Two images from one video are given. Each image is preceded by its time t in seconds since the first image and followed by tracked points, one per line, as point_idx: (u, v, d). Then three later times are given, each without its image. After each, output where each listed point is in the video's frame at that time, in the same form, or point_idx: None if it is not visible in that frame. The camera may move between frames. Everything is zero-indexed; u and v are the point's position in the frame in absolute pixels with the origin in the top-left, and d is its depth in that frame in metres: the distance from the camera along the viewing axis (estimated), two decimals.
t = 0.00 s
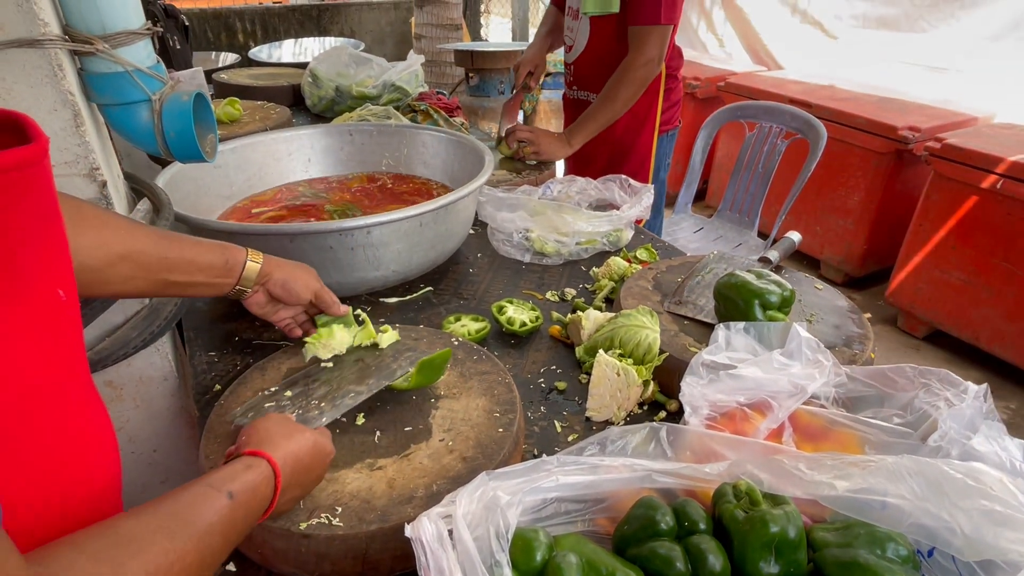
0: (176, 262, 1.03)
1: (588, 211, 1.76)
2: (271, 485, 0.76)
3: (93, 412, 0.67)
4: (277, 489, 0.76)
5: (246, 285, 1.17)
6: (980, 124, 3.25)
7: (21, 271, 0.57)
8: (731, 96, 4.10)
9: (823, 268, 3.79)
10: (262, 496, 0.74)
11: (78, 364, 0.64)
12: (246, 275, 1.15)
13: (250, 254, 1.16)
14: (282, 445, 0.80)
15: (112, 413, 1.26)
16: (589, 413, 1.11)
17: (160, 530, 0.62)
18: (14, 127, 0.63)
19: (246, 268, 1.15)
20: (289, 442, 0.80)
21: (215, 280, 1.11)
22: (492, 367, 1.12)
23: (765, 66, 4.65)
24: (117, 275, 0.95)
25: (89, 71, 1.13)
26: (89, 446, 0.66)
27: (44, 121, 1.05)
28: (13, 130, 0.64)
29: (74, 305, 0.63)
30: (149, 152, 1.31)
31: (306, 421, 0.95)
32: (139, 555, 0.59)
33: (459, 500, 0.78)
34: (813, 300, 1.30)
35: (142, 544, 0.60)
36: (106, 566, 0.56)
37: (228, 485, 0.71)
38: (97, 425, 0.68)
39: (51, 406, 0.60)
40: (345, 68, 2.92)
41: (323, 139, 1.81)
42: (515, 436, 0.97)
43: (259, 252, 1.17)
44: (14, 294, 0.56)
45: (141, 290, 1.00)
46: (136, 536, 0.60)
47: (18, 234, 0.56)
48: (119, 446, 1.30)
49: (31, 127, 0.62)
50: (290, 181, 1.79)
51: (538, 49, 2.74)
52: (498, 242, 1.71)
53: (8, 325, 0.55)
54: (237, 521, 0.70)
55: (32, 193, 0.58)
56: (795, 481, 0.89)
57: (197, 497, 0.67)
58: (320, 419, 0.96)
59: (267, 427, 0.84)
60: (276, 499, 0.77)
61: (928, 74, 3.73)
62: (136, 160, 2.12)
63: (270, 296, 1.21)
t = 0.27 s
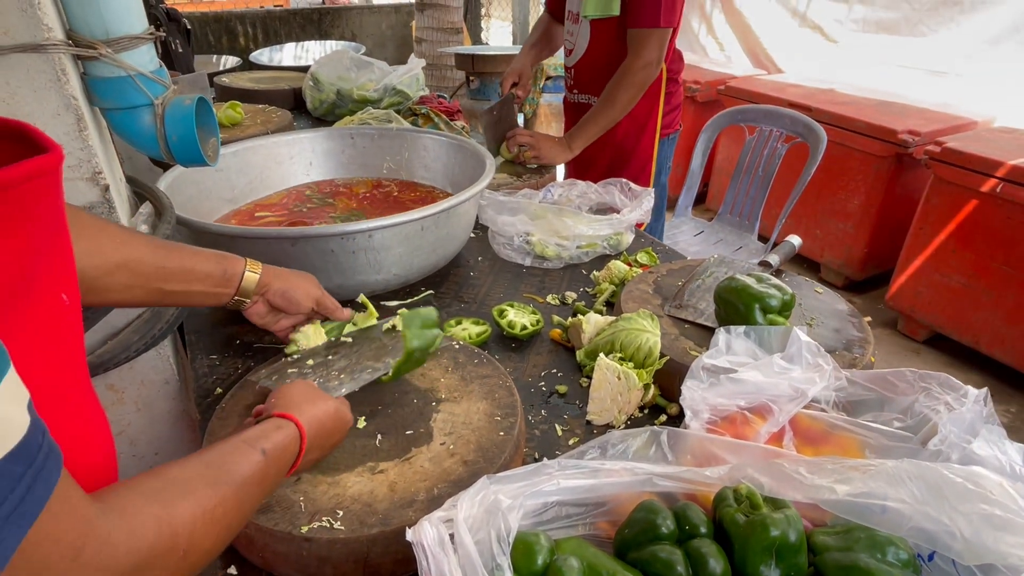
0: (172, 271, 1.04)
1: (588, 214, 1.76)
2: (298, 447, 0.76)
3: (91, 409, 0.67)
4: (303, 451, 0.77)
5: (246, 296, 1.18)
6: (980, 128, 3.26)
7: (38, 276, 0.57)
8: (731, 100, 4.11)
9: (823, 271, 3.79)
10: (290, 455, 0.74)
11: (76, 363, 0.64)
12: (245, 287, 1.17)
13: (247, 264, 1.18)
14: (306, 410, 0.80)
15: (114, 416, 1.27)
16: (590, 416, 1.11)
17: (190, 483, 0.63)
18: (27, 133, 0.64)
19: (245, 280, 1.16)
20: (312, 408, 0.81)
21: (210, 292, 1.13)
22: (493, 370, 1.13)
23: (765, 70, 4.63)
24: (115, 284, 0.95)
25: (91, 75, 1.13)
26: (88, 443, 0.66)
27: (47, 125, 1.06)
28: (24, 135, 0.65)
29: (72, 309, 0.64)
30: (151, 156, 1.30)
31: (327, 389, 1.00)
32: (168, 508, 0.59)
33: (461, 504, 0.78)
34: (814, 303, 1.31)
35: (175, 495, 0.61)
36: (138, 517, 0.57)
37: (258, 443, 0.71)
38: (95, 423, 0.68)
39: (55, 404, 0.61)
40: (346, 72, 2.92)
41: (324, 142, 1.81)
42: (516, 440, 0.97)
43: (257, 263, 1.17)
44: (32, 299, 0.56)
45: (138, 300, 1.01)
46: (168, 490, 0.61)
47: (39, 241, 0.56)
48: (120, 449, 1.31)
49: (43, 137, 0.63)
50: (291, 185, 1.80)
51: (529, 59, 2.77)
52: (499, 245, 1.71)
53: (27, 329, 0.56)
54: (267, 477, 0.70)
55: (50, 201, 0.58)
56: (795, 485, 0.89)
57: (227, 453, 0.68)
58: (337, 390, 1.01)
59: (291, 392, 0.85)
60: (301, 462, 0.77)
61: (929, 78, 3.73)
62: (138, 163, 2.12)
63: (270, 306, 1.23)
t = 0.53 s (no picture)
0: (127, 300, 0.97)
1: (589, 218, 1.76)
2: (309, 472, 0.74)
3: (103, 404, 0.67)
4: (315, 476, 0.75)
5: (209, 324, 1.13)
6: (979, 131, 3.26)
7: (32, 267, 0.57)
8: (731, 103, 4.12)
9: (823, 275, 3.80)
10: (301, 481, 0.73)
11: (87, 359, 0.65)
12: (205, 316, 1.11)
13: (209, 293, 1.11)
14: (321, 430, 0.78)
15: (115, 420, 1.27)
16: (591, 420, 1.11)
17: (199, 506, 0.61)
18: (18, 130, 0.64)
19: (206, 310, 1.10)
20: (328, 428, 0.79)
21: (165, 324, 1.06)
22: (494, 374, 1.13)
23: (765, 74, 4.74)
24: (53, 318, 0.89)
25: (95, 80, 1.14)
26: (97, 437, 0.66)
27: (50, 130, 1.06)
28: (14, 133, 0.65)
29: (83, 305, 0.64)
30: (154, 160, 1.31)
31: (339, 398, 0.91)
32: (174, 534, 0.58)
33: (463, 507, 0.79)
34: (813, 307, 1.31)
35: (179, 520, 0.59)
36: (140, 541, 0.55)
37: (270, 466, 0.70)
38: (107, 418, 0.68)
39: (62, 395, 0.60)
40: (347, 76, 2.93)
41: (325, 146, 1.82)
42: (516, 444, 0.97)
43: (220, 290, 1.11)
44: (24, 288, 0.56)
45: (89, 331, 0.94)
46: (175, 513, 0.59)
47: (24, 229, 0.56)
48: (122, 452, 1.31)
49: (32, 133, 0.63)
50: (292, 188, 1.80)
51: (546, 62, 2.74)
52: (499, 249, 1.72)
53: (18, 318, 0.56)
54: (276, 503, 0.69)
55: (32, 189, 0.58)
56: (795, 489, 0.89)
57: (238, 476, 0.67)
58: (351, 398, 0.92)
59: (308, 405, 0.83)
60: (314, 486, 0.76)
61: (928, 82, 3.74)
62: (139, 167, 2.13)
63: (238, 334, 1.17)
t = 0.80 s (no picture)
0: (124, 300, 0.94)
1: (589, 221, 1.77)
2: (291, 490, 0.70)
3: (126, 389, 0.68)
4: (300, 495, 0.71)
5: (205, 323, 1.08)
6: (978, 134, 3.27)
7: (55, 249, 0.58)
8: (731, 106, 4.12)
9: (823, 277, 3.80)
10: (281, 499, 0.68)
11: (110, 343, 0.65)
12: (201, 314, 1.07)
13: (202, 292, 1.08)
14: (310, 445, 0.75)
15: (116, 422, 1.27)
16: (591, 422, 1.11)
17: (172, 517, 0.57)
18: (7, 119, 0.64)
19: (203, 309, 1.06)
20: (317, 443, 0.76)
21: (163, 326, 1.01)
22: (495, 377, 1.13)
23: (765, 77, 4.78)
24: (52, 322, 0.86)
25: (97, 84, 1.14)
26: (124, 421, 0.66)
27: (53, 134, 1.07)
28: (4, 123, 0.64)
29: (99, 293, 0.65)
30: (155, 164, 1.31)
31: (335, 413, 0.98)
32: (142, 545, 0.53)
33: (463, 509, 0.79)
34: (813, 310, 1.31)
35: (133, 538, 0.53)
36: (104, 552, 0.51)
37: (253, 479, 0.66)
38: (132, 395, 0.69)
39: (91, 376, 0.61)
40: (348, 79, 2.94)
41: (326, 149, 1.83)
42: (517, 446, 0.97)
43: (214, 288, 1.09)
44: (50, 269, 0.57)
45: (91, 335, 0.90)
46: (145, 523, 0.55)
47: (42, 211, 0.57)
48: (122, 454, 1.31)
49: (25, 122, 0.63)
50: (293, 191, 1.80)
51: (552, 59, 2.72)
52: (500, 252, 1.72)
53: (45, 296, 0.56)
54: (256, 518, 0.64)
55: (46, 174, 0.59)
56: (795, 491, 0.89)
57: (218, 488, 0.62)
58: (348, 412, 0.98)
59: (294, 420, 0.80)
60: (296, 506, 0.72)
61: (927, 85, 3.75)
62: (139, 170, 2.13)
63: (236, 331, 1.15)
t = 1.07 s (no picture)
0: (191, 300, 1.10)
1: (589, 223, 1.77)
2: (298, 434, 0.67)
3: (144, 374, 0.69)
4: (306, 443, 0.69)
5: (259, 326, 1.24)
6: (977, 138, 3.27)
7: (81, 238, 0.59)
8: (731, 109, 4.13)
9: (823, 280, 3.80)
10: (286, 444, 0.65)
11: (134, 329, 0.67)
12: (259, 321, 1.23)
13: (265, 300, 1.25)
14: (316, 393, 0.72)
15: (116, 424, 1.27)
16: (591, 425, 1.11)
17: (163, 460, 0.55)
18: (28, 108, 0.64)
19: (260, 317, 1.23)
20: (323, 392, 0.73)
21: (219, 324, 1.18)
22: (495, 380, 1.13)
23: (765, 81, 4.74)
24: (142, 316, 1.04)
25: (98, 87, 1.15)
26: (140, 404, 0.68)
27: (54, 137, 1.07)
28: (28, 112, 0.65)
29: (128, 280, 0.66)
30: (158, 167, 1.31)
31: (355, 354, 0.98)
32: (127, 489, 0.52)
33: (464, 512, 0.79)
34: (813, 313, 1.32)
35: (120, 479, 0.52)
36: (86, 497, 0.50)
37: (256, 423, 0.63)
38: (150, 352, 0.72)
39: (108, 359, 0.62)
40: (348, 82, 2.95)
41: (326, 152, 1.83)
42: (517, 449, 0.98)
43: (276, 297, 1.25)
44: (73, 257, 0.58)
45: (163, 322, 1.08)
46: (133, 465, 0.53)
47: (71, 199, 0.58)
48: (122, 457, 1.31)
49: (59, 110, 0.64)
50: (293, 194, 1.81)
51: (547, 64, 2.74)
52: (500, 255, 1.72)
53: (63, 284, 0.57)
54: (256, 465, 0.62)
55: (80, 164, 0.60)
56: (796, 494, 0.89)
57: (217, 430, 0.60)
58: (368, 354, 0.99)
59: (306, 362, 0.78)
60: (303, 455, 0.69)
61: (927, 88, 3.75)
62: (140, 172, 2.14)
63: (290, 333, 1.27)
